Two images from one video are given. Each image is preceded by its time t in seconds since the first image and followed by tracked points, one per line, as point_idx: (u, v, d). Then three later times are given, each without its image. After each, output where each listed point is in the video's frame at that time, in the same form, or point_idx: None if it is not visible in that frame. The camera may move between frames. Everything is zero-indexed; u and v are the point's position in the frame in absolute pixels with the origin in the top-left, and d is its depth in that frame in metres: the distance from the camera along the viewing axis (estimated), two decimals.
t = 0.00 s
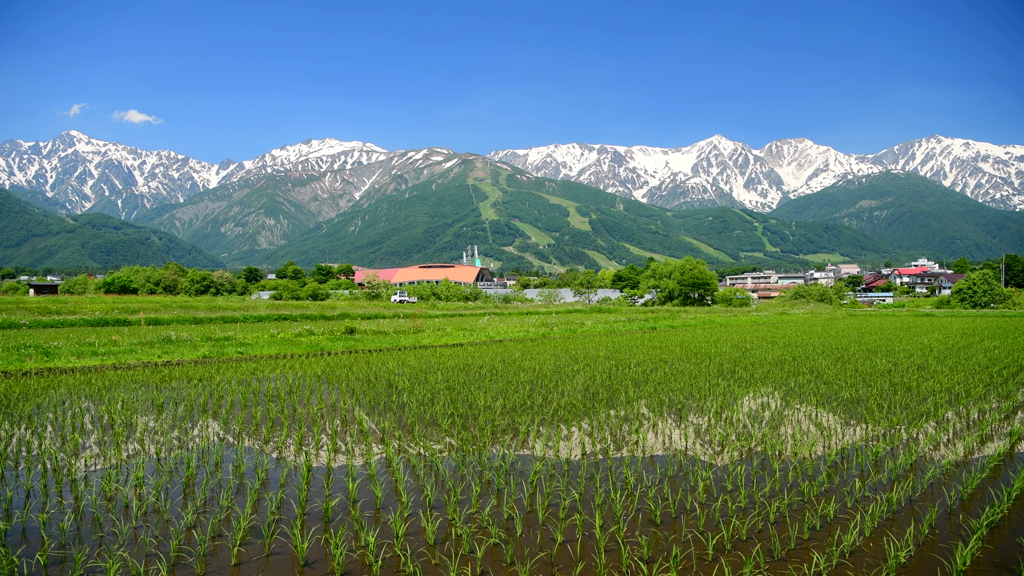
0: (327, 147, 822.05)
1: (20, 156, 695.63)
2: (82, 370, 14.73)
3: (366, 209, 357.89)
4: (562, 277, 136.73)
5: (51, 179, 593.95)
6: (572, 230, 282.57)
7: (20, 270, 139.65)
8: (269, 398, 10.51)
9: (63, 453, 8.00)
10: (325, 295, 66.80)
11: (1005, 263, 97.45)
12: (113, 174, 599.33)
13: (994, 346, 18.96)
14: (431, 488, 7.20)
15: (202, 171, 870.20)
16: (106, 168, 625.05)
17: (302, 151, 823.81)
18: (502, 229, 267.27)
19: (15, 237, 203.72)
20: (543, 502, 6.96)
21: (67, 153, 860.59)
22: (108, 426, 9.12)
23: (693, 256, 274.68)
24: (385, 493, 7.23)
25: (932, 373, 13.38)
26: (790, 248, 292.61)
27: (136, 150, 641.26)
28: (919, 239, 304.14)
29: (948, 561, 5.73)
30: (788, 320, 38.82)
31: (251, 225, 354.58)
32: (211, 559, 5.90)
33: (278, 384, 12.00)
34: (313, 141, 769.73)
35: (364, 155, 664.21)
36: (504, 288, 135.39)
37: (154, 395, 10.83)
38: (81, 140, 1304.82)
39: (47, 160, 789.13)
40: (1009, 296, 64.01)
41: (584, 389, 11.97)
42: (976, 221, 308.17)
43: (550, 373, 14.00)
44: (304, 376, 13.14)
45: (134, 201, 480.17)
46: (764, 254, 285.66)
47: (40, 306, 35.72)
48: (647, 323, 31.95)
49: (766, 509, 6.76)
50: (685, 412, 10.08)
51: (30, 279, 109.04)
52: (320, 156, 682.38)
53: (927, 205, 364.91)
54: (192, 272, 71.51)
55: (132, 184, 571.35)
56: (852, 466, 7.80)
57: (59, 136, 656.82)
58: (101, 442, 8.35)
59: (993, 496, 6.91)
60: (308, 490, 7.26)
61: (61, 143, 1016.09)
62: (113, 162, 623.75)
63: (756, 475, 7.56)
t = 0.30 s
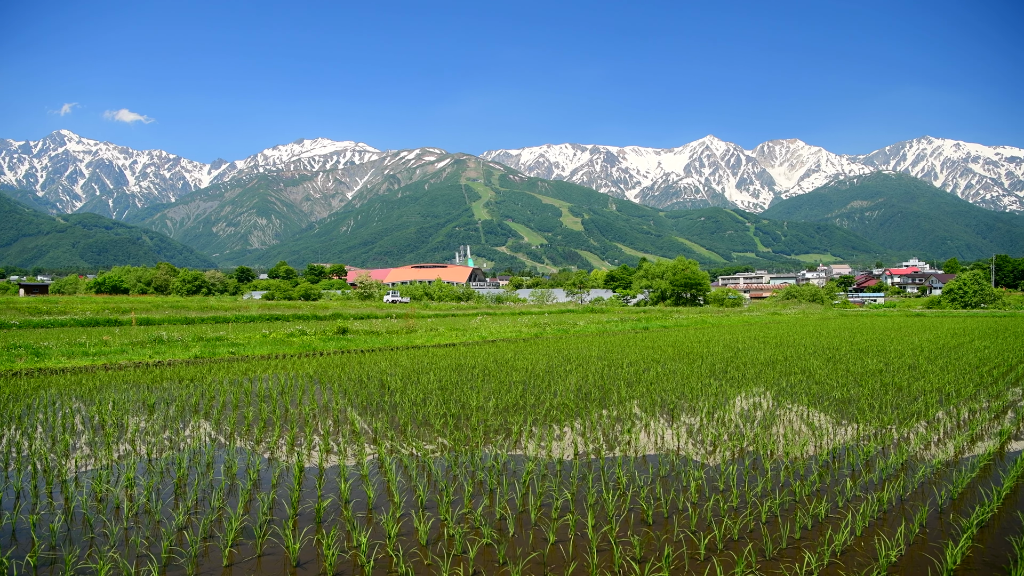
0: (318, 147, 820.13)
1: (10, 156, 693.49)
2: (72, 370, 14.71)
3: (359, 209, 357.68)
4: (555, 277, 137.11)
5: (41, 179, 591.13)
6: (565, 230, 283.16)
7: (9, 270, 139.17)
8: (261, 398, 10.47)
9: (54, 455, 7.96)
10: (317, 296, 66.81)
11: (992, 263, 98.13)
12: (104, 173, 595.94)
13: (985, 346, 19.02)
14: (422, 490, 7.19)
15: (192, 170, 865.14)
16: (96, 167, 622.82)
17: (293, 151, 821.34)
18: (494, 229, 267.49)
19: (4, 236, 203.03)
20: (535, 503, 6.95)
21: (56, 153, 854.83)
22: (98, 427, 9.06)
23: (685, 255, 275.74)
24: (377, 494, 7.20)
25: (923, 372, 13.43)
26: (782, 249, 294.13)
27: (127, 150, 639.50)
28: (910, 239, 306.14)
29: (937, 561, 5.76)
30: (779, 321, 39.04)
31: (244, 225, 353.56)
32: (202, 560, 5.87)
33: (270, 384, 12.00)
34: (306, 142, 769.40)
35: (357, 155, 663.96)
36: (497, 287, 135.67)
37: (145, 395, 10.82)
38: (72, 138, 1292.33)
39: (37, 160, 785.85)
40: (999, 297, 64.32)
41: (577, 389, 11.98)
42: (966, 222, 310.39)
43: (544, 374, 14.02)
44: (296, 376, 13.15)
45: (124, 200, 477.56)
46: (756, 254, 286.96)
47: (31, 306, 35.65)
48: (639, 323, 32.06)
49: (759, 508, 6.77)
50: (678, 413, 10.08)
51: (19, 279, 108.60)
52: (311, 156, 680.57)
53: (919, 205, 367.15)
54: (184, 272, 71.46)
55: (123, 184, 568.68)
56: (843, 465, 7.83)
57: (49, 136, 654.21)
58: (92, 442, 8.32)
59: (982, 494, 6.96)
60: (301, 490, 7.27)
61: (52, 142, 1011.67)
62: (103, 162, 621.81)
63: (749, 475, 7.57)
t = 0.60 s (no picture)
0: (310, 146, 817.33)
1: None
2: (62, 370, 14.66)
3: (351, 209, 356.81)
4: (546, 276, 137.25)
5: (29, 178, 586.94)
6: (556, 230, 283.34)
7: None
8: (252, 399, 10.44)
9: (44, 455, 7.91)
10: (309, 295, 66.52)
11: (981, 264, 98.47)
12: (94, 172, 591.90)
13: (975, 347, 19.08)
14: (416, 489, 7.17)
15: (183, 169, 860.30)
16: (86, 167, 620.70)
17: (284, 150, 817.28)
18: (487, 229, 267.49)
19: None
20: (527, 502, 6.96)
21: (44, 151, 847.20)
22: (89, 427, 9.02)
23: (677, 255, 276.62)
24: (368, 494, 7.19)
25: (913, 373, 13.44)
26: (773, 249, 295.33)
27: (117, 149, 637.24)
28: (900, 240, 308.35)
29: (928, 560, 5.79)
30: (771, 321, 39.16)
31: (235, 224, 352.08)
32: (194, 561, 5.86)
33: (261, 385, 11.94)
34: (298, 142, 767.58)
35: (350, 155, 663.57)
36: (489, 287, 135.44)
37: (136, 395, 10.79)
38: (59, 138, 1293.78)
39: (26, 160, 781.02)
40: (989, 297, 64.69)
41: (570, 389, 11.96)
42: (955, 223, 312.65)
43: (535, 373, 14.04)
44: (288, 376, 13.13)
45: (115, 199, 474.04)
46: (748, 254, 288.08)
47: (20, 306, 35.44)
48: (631, 323, 32.11)
49: (749, 508, 6.79)
50: (669, 412, 10.11)
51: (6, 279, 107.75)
52: (303, 157, 678.05)
53: (909, 205, 369.52)
54: (175, 272, 71.11)
55: (113, 184, 565.10)
56: (834, 464, 7.87)
57: (39, 136, 651.55)
58: (83, 443, 8.27)
59: (971, 494, 6.99)
60: (293, 490, 7.23)
61: (44, 143, 1014.94)
62: (93, 161, 619.50)
63: (739, 474, 7.60)
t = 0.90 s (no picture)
0: (301, 147, 815.10)
1: None
2: (52, 370, 14.60)
3: (343, 209, 356.03)
4: (539, 277, 137.22)
5: (17, 177, 582.28)
6: (548, 230, 283.71)
7: None
8: (242, 399, 10.38)
9: (33, 456, 7.85)
10: (300, 296, 66.37)
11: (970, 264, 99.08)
12: (84, 172, 588.29)
13: (964, 346, 19.18)
14: (406, 490, 7.18)
15: (173, 169, 855.89)
16: (75, 166, 616.69)
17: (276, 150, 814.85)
18: (479, 229, 267.48)
19: None
20: (519, 503, 6.95)
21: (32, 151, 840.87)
22: (79, 428, 8.99)
23: (669, 255, 277.44)
24: (360, 494, 7.19)
25: (903, 373, 13.50)
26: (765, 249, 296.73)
27: (107, 148, 633.81)
28: (890, 240, 311.02)
29: (916, 559, 5.81)
30: (762, 321, 39.41)
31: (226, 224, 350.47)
32: (184, 562, 5.84)
33: (252, 385, 11.86)
34: (290, 142, 765.64)
35: (342, 155, 661.98)
36: (482, 287, 135.46)
37: (126, 396, 10.74)
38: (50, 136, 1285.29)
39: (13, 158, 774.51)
40: (978, 297, 65.05)
41: (561, 389, 11.99)
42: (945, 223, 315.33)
43: (526, 374, 14.04)
44: (279, 376, 13.12)
45: (105, 200, 471.48)
46: (739, 254, 289.38)
47: (9, 306, 35.26)
48: (623, 323, 32.20)
49: (742, 509, 6.79)
50: (661, 413, 10.10)
51: None
52: (294, 157, 676.58)
53: (899, 206, 372.45)
54: (166, 272, 70.87)
55: (104, 183, 561.87)
56: (824, 465, 7.90)
57: (28, 135, 647.38)
58: (73, 443, 8.23)
59: (961, 492, 7.02)
60: (285, 490, 7.24)
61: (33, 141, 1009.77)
62: (82, 161, 615.97)
63: (730, 474, 7.61)
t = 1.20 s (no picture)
0: (293, 146, 812.81)
1: None
2: (42, 370, 14.56)
3: (335, 209, 355.19)
4: (531, 276, 137.30)
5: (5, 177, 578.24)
6: (540, 230, 284.00)
7: None
8: (234, 399, 10.36)
9: (21, 457, 7.80)
10: (292, 296, 66.23)
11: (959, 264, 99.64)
12: (73, 171, 584.76)
13: (955, 346, 19.23)
14: (399, 489, 7.16)
15: (163, 168, 852.44)
16: (65, 165, 613.43)
17: (267, 150, 812.19)
18: (471, 229, 267.37)
19: None
20: (511, 503, 6.93)
21: (22, 151, 834.08)
22: (69, 429, 8.95)
23: (661, 255, 278.24)
24: (351, 495, 7.16)
25: (893, 372, 13.53)
26: (756, 249, 298.04)
27: (96, 147, 631.52)
28: (881, 240, 313.12)
29: (907, 559, 5.82)
30: (754, 320, 39.55)
31: (217, 224, 348.96)
32: (175, 562, 5.81)
33: (243, 385, 11.83)
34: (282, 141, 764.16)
35: (334, 155, 661.20)
36: (474, 287, 135.48)
37: (116, 396, 10.67)
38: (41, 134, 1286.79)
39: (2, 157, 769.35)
40: (968, 297, 65.44)
41: (553, 388, 12.00)
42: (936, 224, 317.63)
43: (520, 374, 13.98)
44: (270, 376, 13.12)
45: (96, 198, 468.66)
46: (731, 254, 290.51)
47: None
48: (615, 323, 32.26)
49: (733, 508, 6.81)
50: (652, 412, 10.11)
51: None
52: (285, 156, 674.56)
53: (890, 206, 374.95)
54: (157, 271, 70.64)
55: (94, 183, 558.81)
56: (815, 464, 7.91)
57: (16, 134, 642.92)
58: (62, 445, 8.19)
59: (949, 491, 7.08)
60: (276, 491, 7.22)
61: (24, 139, 1008.55)
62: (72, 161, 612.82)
63: (722, 475, 7.62)
